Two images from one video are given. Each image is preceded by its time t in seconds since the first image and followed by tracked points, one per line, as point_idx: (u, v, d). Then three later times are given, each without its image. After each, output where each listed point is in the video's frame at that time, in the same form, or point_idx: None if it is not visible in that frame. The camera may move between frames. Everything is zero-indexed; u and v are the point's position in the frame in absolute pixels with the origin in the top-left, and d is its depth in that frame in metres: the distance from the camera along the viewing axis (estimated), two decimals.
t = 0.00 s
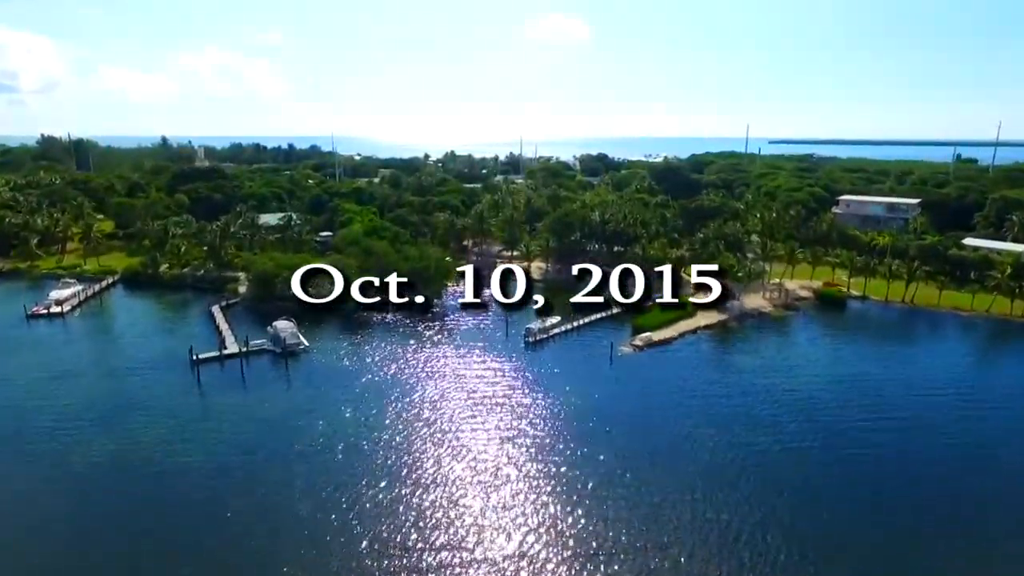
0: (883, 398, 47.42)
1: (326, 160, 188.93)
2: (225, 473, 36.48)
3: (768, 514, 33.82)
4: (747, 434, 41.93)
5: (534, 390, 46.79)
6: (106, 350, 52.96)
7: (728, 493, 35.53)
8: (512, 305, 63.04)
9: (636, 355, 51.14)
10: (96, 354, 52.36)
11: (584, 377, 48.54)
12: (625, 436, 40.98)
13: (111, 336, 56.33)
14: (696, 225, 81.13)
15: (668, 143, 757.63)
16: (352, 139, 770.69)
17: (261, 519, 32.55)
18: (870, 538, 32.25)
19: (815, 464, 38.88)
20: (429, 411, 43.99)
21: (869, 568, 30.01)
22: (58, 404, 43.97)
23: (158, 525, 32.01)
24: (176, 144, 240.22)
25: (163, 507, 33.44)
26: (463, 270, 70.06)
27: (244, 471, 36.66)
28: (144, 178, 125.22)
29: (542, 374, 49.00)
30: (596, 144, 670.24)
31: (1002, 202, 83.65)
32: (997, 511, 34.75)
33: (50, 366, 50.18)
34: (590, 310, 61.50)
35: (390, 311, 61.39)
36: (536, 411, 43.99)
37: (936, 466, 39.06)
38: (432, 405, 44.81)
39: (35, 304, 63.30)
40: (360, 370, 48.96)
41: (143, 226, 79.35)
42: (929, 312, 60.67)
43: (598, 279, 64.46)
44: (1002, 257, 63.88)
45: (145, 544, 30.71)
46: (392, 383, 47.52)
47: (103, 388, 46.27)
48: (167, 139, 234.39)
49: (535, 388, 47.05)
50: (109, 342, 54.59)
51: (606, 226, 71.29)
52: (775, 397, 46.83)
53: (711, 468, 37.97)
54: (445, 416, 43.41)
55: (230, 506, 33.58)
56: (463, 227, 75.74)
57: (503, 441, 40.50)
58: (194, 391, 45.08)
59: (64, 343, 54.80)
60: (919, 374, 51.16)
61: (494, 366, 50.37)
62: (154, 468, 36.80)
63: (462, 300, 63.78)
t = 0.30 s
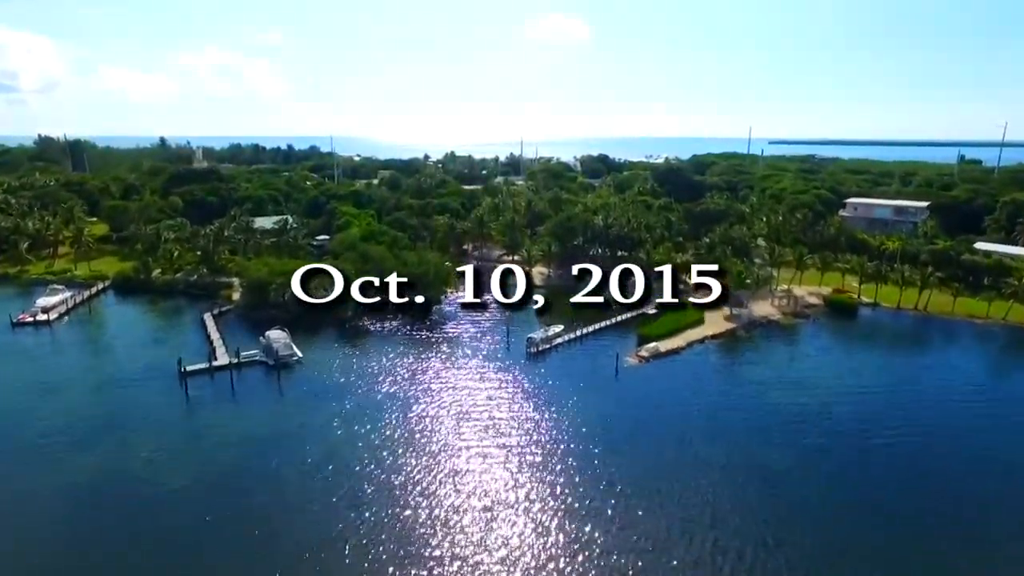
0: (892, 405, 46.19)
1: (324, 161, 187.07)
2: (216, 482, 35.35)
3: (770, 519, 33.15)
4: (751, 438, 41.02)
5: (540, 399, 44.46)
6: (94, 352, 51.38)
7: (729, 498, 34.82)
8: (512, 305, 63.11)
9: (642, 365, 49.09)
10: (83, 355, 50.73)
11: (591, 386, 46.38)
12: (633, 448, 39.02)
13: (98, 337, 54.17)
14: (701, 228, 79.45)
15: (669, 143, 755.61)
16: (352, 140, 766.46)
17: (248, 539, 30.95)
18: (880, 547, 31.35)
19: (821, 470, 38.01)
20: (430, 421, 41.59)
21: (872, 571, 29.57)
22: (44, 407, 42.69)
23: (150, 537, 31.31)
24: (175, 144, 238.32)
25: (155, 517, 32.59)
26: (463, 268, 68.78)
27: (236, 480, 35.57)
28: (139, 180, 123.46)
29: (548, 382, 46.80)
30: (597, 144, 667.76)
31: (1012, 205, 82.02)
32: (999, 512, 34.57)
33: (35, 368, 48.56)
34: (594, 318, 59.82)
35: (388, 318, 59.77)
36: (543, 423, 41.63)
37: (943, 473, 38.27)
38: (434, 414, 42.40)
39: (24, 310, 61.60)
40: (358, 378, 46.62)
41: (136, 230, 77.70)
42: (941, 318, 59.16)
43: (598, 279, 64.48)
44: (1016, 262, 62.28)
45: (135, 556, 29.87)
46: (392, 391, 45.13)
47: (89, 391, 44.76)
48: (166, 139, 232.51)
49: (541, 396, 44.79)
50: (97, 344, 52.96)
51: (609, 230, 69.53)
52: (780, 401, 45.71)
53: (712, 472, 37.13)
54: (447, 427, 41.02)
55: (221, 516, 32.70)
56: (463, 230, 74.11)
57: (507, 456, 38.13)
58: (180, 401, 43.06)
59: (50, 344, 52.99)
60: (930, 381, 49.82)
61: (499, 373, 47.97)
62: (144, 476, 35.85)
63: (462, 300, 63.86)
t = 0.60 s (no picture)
0: (903, 415, 44.72)
1: (321, 163, 185.28)
2: (202, 498, 33.89)
3: (776, 535, 31.95)
4: (757, 449, 39.76)
5: (544, 416, 42.56)
6: (80, 361, 49.63)
7: (734, 512, 33.62)
8: (511, 304, 62.99)
9: (647, 377, 47.22)
10: (68, 363, 49.20)
11: (597, 400, 44.52)
12: (639, 467, 37.32)
13: (85, 347, 52.48)
14: (706, 232, 77.61)
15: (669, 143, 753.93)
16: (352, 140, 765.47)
17: (231, 564, 29.33)
18: (900, 571, 29.72)
19: (829, 483, 36.69)
20: (429, 440, 39.67)
21: None
22: (26, 417, 41.19)
23: (131, 551, 30.08)
24: (174, 146, 236.95)
25: (138, 535, 31.21)
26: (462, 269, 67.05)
27: (222, 495, 34.13)
28: (134, 182, 121.81)
29: (552, 396, 44.96)
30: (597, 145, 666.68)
31: None
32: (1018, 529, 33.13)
33: (18, 377, 47.02)
34: (597, 326, 57.93)
35: (385, 326, 57.93)
36: (547, 442, 39.71)
37: (955, 485, 37.02)
38: (433, 432, 40.47)
39: (11, 317, 59.89)
40: (355, 392, 44.71)
41: (128, 234, 75.99)
42: (955, 326, 57.28)
43: (598, 279, 63.89)
44: None
45: (115, 574, 28.59)
46: (389, 407, 43.21)
47: (73, 401, 43.25)
48: (165, 140, 231.18)
49: (545, 412, 42.95)
50: (84, 352, 51.37)
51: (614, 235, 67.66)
52: (788, 412, 44.28)
53: (718, 487, 35.85)
54: (447, 446, 39.08)
55: (207, 533, 31.29)
56: (463, 234, 72.23)
57: (509, 479, 36.20)
58: (166, 414, 41.37)
59: (36, 353, 51.30)
60: (944, 391, 48.21)
61: (502, 387, 46.05)
62: (128, 490, 34.44)
63: (462, 299, 63.73)
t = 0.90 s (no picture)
0: (916, 425, 43.48)
1: (320, 163, 183.38)
2: (188, 519, 32.22)
3: (787, 551, 30.80)
4: (766, 462, 38.50)
5: (550, 430, 40.82)
6: (65, 372, 47.95)
7: (746, 533, 32.15)
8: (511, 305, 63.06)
9: (654, 391, 45.38)
10: (54, 374, 47.56)
11: (602, 413, 42.82)
12: (647, 482, 35.81)
13: (72, 357, 50.77)
14: (712, 236, 75.81)
15: (669, 143, 752.32)
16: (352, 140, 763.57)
17: None
18: None
19: (843, 500, 35.36)
20: (429, 456, 37.89)
21: None
22: (8, 431, 39.68)
23: None
24: (170, 146, 235.06)
25: (119, 560, 29.55)
26: (463, 268, 66.13)
27: (211, 513, 32.63)
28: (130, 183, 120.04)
29: (555, 409, 43.21)
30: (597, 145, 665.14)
31: None
32: None
33: (2, 388, 45.44)
34: (602, 335, 56.14)
35: (383, 335, 56.14)
36: (553, 458, 37.94)
37: (970, 500, 35.99)
38: (434, 448, 38.68)
39: None
40: (352, 406, 42.94)
41: (120, 238, 74.27)
42: (970, 336, 55.53)
43: (598, 279, 63.62)
44: None
45: None
46: (388, 420, 41.44)
47: (57, 415, 41.66)
48: (162, 141, 229.27)
49: (550, 426, 41.26)
50: (70, 363, 49.68)
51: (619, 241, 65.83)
52: (797, 423, 42.93)
53: (727, 501, 34.53)
54: (448, 464, 37.28)
55: (194, 555, 29.77)
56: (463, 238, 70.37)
57: (514, 498, 34.36)
58: (151, 430, 39.67)
59: (20, 364, 49.61)
60: (959, 400, 46.82)
61: (504, 399, 44.35)
62: (110, 511, 32.77)
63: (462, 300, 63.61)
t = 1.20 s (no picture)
0: (933, 440, 41.77)
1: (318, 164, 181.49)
2: (172, 546, 30.47)
3: None
4: (778, 480, 36.87)
5: (553, 447, 39.06)
6: (50, 386, 46.23)
7: (761, 559, 30.35)
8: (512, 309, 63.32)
9: (663, 407, 43.49)
10: (37, 388, 45.79)
11: (608, 428, 41.11)
12: (655, 503, 34.11)
13: (57, 369, 49.05)
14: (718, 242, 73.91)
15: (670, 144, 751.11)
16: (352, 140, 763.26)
17: None
18: None
19: (861, 521, 33.60)
20: (429, 478, 36.15)
21: None
22: None
23: None
24: (168, 146, 233.37)
25: None
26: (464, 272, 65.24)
27: (196, 539, 30.97)
28: (126, 185, 118.29)
29: (559, 425, 41.42)
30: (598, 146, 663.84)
31: None
32: None
33: None
34: (607, 345, 54.25)
35: (380, 346, 54.31)
36: (558, 479, 36.18)
37: (996, 520, 34.15)
38: (434, 469, 36.95)
39: None
40: (348, 422, 41.23)
41: (112, 243, 72.54)
42: (987, 346, 53.60)
43: (598, 278, 63.38)
44: None
45: None
46: (386, 438, 39.73)
47: (39, 431, 40.07)
48: (159, 141, 227.32)
49: (553, 443, 39.49)
50: (55, 376, 47.91)
51: (624, 246, 63.90)
52: (810, 438, 41.17)
53: (739, 524, 32.84)
54: (449, 486, 35.54)
55: None
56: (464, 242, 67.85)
57: (517, 523, 32.57)
58: (136, 448, 38.04)
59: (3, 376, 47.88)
60: (978, 413, 45.06)
61: (505, 415, 42.64)
62: (89, 537, 31.09)
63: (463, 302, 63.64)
